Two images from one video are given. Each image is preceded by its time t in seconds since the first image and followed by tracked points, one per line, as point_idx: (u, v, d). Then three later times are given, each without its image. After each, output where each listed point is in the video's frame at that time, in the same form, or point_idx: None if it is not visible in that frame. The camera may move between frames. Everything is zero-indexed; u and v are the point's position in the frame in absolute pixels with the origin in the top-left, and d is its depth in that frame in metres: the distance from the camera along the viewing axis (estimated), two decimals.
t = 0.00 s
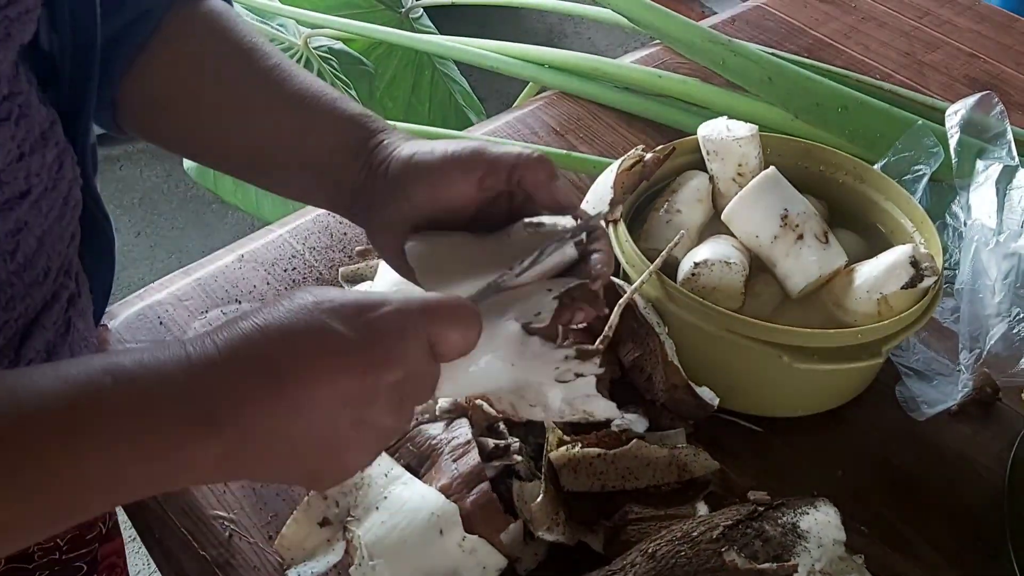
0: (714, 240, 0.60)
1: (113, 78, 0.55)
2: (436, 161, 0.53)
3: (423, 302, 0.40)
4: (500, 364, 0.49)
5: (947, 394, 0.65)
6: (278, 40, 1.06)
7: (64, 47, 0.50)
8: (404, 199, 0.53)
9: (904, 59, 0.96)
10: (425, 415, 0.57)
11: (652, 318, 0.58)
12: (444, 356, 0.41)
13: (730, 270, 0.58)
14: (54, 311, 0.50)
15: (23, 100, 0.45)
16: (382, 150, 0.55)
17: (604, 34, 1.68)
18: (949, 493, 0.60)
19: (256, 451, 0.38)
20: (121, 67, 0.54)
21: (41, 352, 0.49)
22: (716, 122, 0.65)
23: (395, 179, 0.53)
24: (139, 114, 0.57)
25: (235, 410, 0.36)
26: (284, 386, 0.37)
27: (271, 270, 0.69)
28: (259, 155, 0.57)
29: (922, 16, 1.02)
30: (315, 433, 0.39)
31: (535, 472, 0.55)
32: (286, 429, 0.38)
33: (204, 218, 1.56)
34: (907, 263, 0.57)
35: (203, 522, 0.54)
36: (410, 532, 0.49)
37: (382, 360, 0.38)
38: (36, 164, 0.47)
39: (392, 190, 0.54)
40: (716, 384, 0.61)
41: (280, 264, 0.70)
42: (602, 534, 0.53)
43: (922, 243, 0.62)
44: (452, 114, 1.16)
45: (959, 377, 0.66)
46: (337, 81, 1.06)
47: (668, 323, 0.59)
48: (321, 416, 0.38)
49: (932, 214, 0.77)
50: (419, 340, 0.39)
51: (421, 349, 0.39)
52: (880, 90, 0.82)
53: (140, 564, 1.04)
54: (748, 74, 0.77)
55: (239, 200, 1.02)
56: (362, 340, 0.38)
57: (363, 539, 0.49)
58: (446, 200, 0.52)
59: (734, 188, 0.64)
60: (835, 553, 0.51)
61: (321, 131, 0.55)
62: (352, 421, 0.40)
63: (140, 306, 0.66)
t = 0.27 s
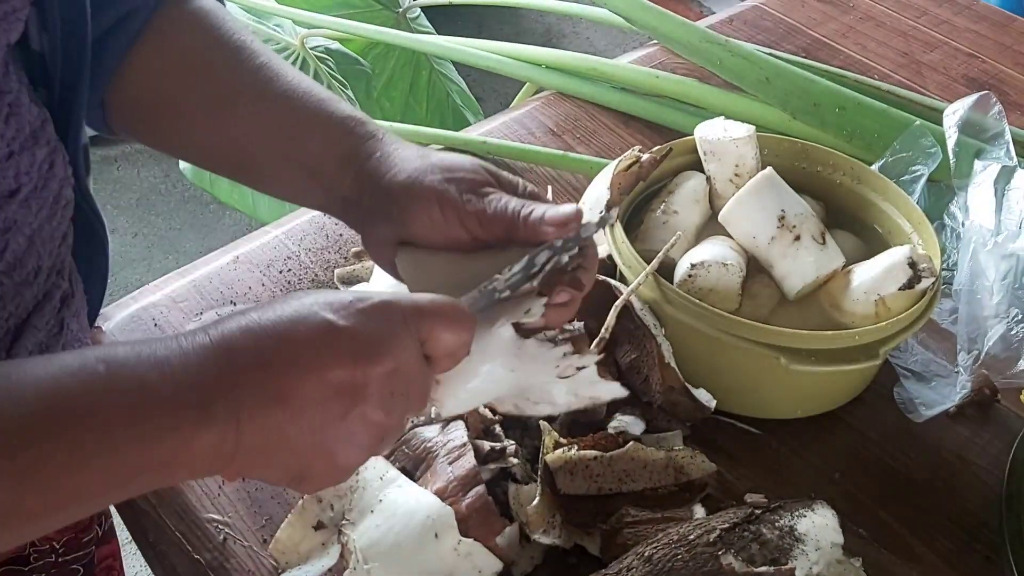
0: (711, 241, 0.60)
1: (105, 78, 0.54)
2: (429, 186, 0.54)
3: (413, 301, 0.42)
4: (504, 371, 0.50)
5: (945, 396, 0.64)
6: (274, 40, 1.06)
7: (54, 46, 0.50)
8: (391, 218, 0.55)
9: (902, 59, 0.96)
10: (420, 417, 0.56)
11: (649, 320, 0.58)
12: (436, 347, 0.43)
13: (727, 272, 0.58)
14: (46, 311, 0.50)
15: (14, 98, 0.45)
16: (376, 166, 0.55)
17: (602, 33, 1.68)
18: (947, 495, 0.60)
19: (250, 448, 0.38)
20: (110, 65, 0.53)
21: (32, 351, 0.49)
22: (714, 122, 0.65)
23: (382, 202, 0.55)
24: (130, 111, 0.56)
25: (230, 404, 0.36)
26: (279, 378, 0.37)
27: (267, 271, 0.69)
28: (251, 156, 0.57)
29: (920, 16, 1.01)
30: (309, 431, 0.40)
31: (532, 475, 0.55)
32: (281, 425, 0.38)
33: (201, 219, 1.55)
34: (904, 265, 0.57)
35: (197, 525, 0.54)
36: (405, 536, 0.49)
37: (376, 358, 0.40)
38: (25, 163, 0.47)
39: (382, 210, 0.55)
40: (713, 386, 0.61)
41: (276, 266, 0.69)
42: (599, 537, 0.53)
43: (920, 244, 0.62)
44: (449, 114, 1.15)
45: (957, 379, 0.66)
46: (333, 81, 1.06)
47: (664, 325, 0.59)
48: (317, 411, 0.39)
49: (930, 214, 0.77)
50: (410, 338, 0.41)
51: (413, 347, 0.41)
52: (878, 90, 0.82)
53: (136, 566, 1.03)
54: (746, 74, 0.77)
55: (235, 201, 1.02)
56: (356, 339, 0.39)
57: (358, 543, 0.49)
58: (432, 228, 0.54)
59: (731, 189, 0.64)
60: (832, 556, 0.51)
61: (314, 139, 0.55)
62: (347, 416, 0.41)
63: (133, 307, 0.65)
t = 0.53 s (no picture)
0: (715, 245, 0.60)
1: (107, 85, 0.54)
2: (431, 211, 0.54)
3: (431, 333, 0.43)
4: (504, 403, 0.48)
5: (949, 400, 0.64)
6: (276, 43, 1.06)
7: (56, 51, 0.50)
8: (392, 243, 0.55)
9: (905, 61, 0.95)
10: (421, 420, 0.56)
11: (653, 324, 0.57)
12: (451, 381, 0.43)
13: (731, 276, 0.58)
14: (49, 315, 0.50)
15: (15, 102, 0.45)
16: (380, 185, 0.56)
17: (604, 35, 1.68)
18: (951, 500, 0.59)
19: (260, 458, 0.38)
20: (113, 70, 0.53)
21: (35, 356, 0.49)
22: (718, 125, 0.65)
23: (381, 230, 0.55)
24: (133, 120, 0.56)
25: (253, 420, 0.36)
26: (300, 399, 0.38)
27: (269, 275, 0.69)
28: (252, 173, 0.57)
29: (923, 18, 1.01)
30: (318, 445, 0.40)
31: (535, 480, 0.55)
32: (294, 439, 0.38)
33: (203, 220, 1.55)
34: (909, 269, 0.57)
35: (200, 530, 0.54)
36: (408, 541, 0.49)
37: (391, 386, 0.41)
38: (27, 167, 0.46)
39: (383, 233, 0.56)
40: (716, 390, 0.61)
41: (279, 269, 0.69)
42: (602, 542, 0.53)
43: (924, 248, 0.62)
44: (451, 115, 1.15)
45: (961, 383, 0.65)
46: (335, 84, 1.06)
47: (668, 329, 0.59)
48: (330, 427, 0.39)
49: (935, 218, 0.76)
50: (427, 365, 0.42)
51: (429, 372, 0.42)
52: (882, 93, 0.82)
53: (139, 568, 1.04)
54: (749, 77, 0.77)
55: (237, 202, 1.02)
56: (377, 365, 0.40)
57: (362, 548, 0.49)
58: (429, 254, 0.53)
59: (735, 193, 0.64)
60: (837, 561, 0.50)
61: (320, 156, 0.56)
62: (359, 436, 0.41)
63: (136, 310, 0.65)
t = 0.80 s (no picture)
0: (715, 249, 0.60)
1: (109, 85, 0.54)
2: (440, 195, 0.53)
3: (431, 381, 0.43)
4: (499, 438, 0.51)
5: (951, 403, 0.64)
6: (278, 44, 1.05)
7: (59, 53, 0.50)
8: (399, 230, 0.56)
9: (906, 63, 0.95)
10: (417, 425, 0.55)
11: (654, 328, 0.57)
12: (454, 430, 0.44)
13: (732, 279, 0.58)
14: (50, 318, 0.51)
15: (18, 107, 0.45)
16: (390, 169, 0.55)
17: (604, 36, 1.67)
18: (953, 504, 0.59)
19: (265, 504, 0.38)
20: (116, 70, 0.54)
21: (35, 359, 0.50)
22: (719, 128, 0.65)
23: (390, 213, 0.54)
24: (135, 120, 0.56)
25: (256, 469, 0.37)
26: (311, 426, 0.38)
27: (271, 278, 0.69)
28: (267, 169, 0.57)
29: (924, 19, 1.01)
30: (325, 492, 0.40)
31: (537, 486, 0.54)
32: (302, 486, 0.39)
33: (203, 222, 1.55)
34: (910, 272, 0.57)
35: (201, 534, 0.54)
36: (409, 543, 0.49)
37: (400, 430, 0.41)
38: (29, 171, 0.46)
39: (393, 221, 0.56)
40: (717, 393, 0.61)
41: (280, 273, 0.69)
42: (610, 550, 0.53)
43: (926, 251, 0.62)
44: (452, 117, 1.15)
45: (962, 386, 0.65)
46: (336, 86, 1.06)
47: (669, 332, 0.59)
48: (335, 474, 0.39)
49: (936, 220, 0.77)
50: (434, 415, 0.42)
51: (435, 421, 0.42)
52: (883, 95, 0.82)
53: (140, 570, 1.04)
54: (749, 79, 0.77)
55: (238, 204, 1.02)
56: (381, 412, 0.40)
57: (362, 552, 0.48)
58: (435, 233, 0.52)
59: (736, 197, 0.64)
60: (839, 565, 0.50)
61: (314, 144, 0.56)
62: (364, 482, 0.41)
63: (138, 315, 0.65)
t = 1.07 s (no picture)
0: (712, 252, 0.60)
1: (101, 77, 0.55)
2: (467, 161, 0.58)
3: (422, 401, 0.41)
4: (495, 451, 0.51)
5: (950, 405, 0.64)
6: (273, 47, 1.06)
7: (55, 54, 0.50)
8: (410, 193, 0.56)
9: (905, 64, 0.95)
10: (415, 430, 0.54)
11: (652, 332, 0.57)
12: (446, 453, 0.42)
13: (730, 283, 0.58)
14: (49, 321, 0.51)
15: (14, 109, 0.45)
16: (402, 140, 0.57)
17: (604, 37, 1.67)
18: (952, 506, 0.59)
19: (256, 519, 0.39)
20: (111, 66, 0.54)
21: (34, 362, 0.50)
22: (716, 131, 0.65)
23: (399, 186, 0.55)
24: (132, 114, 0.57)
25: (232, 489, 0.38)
26: (289, 447, 0.38)
27: (268, 283, 0.69)
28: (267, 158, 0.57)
29: (923, 20, 1.01)
30: (315, 512, 0.40)
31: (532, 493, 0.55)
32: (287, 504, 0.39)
33: (203, 224, 1.55)
34: (908, 276, 0.57)
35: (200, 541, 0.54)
36: (406, 550, 0.49)
37: (384, 450, 0.40)
38: (25, 174, 0.46)
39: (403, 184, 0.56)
40: (715, 397, 0.61)
41: (278, 277, 0.69)
42: (608, 556, 0.52)
43: (924, 254, 0.62)
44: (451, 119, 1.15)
45: (961, 389, 0.65)
46: (334, 88, 1.06)
47: (667, 336, 0.59)
48: (319, 497, 0.40)
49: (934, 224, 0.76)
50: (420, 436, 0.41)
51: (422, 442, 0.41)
52: (882, 96, 0.82)
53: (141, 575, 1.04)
54: (747, 81, 0.77)
55: (237, 207, 1.02)
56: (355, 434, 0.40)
57: (360, 558, 0.49)
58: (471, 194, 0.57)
59: (735, 199, 0.64)
60: (837, 569, 0.50)
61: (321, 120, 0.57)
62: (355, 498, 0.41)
63: (136, 320, 0.65)
